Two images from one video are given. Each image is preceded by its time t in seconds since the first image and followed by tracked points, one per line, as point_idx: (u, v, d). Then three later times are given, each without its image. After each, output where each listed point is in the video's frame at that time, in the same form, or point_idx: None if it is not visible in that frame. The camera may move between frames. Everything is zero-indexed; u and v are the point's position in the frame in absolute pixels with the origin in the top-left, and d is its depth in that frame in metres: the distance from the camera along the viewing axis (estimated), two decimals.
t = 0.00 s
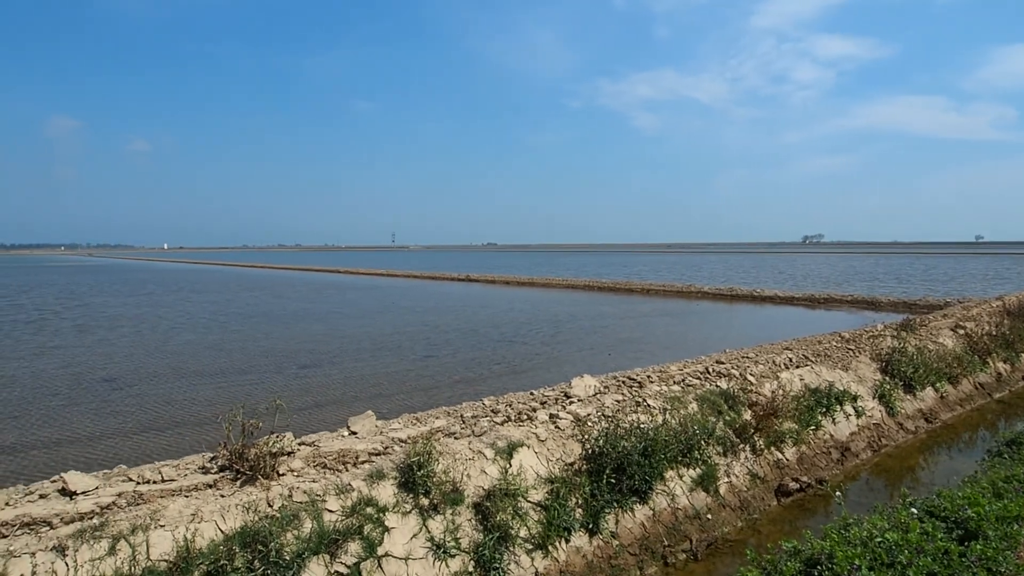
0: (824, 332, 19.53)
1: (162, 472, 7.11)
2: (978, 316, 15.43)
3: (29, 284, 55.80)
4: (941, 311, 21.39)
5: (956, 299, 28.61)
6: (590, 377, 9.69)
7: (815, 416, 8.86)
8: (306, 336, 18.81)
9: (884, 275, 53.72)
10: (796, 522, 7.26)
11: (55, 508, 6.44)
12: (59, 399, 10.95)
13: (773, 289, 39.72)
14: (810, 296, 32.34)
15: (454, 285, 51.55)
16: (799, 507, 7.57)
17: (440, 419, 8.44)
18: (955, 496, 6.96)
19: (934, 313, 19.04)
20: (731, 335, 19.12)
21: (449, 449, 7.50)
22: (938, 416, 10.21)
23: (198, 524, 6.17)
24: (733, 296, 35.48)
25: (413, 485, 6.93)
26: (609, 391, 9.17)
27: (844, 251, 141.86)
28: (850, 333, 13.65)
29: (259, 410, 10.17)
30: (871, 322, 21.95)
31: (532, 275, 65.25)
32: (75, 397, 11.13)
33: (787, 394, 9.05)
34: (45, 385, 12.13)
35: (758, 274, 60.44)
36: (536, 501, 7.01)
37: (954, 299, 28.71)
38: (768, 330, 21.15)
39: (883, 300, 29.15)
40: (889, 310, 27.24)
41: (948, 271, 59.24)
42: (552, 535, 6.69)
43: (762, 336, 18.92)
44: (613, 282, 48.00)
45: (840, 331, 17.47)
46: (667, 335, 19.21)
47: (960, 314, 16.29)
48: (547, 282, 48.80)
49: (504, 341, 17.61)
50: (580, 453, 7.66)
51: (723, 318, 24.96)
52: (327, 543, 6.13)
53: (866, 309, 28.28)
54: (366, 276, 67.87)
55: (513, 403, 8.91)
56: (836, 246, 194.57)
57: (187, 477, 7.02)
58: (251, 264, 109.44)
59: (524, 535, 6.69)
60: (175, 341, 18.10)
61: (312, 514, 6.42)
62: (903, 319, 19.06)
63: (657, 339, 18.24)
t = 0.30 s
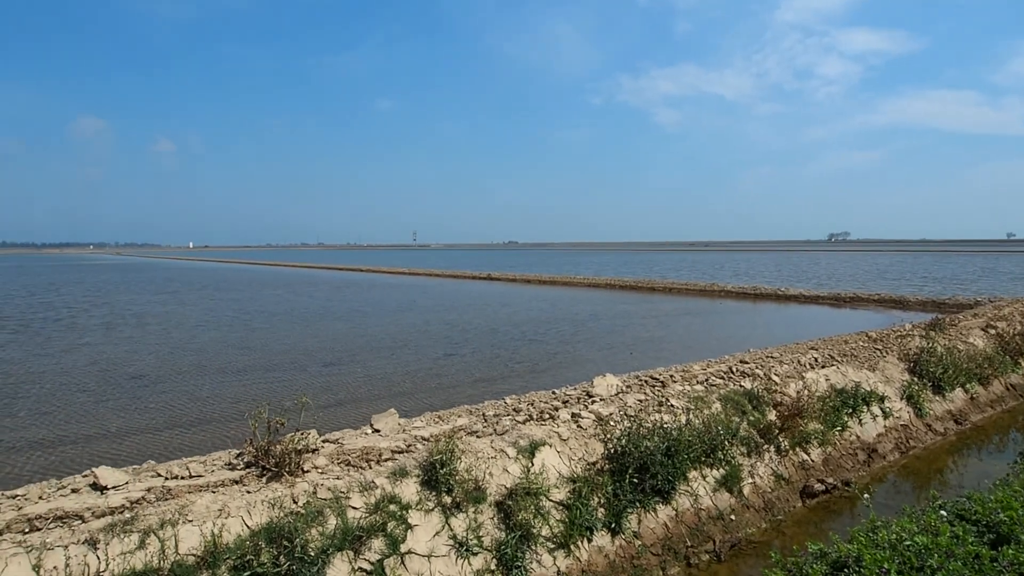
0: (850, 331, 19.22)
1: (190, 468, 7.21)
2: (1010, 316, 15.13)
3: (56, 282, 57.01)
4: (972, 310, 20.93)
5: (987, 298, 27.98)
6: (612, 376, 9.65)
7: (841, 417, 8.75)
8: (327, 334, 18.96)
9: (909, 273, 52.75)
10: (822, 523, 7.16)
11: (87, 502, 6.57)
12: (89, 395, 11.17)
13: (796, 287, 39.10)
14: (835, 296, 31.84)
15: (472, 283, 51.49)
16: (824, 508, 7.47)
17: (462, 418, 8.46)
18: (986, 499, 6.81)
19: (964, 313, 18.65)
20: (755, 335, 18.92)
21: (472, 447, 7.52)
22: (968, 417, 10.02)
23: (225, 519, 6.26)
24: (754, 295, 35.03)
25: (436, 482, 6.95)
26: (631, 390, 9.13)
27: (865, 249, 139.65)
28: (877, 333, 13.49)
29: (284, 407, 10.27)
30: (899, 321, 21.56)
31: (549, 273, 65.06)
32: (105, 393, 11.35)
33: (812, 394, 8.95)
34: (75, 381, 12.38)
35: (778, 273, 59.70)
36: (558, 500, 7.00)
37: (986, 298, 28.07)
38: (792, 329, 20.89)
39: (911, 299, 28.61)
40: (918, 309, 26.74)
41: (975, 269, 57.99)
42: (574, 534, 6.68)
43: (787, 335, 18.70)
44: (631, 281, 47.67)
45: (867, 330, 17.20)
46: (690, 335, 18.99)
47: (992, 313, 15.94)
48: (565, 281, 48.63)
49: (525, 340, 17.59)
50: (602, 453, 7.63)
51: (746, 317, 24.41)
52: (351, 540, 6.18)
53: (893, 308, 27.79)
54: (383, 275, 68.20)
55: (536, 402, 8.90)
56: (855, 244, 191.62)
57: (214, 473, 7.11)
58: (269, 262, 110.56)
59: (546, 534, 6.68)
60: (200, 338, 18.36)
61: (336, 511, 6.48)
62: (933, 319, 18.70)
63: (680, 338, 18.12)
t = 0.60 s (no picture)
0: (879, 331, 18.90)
1: (218, 464, 7.31)
2: None
3: (83, 280, 58.18)
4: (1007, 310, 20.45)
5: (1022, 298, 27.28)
6: (636, 376, 9.61)
7: (869, 417, 8.62)
8: (349, 332, 19.11)
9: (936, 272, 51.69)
10: (849, 525, 7.06)
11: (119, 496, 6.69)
12: (119, 391, 11.40)
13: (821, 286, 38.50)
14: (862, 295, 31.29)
15: (492, 282, 51.40)
16: (852, 510, 7.36)
17: (485, 416, 8.48)
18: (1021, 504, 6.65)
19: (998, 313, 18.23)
20: (781, 334, 18.69)
21: (495, 445, 7.53)
22: (1002, 419, 9.81)
23: (253, 514, 6.34)
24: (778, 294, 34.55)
25: (460, 480, 6.98)
26: (655, 390, 9.08)
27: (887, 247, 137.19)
28: (907, 333, 13.31)
29: (310, 404, 10.37)
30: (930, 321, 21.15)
31: (566, 272, 64.80)
32: (134, 389, 11.57)
33: (839, 394, 8.83)
34: (105, 377, 12.64)
35: (800, 271, 58.92)
36: (581, 499, 6.99)
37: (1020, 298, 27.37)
38: (819, 329, 20.60)
39: (941, 299, 28.04)
40: (948, 309, 26.20)
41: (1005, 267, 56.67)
42: (597, 534, 6.66)
43: (814, 335, 18.44)
44: (651, 279, 47.37)
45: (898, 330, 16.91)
46: (715, 334, 18.78)
47: None
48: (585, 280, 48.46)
49: (548, 338, 17.57)
50: (626, 452, 7.60)
51: (775, 318, 23.73)
52: (376, 537, 6.23)
53: (924, 307, 27.24)
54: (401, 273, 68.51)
55: (559, 401, 8.89)
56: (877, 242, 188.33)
57: (241, 469, 7.19)
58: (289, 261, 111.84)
59: (570, 533, 6.67)
60: (225, 336, 18.63)
61: (361, 507, 6.53)
62: (966, 318, 18.33)
63: (704, 338, 17.96)
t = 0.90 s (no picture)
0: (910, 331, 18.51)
1: (247, 460, 7.42)
2: None
3: (111, 279, 59.44)
4: None
5: None
6: (661, 375, 9.55)
7: (901, 419, 8.47)
8: (373, 331, 19.25)
9: (968, 271, 50.40)
10: (879, 529, 6.94)
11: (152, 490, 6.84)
12: (150, 387, 11.64)
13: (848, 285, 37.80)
14: (893, 295, 30.63)
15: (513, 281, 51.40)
16: (882, 514, 7.23)
17: (510, 414, 8.49)
18: None
19: None
20: (809, 334, 18.40)
21: (520, 443, 7.54)
22: None
23: (281, 509, 6.44)
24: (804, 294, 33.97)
25: (485, 478, 7.00)
26: (680, 389, 9.02)
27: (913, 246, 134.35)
28: (941, 334, 13.07)
29: (336, 402, 10.48)
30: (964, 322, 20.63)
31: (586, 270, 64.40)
32: (164, 386, 11.80)
33: (870, 396, 8.70)
34: (135, 374, 12.90)
35: (825, 270, 57.96)
36: (606, 499, 6.96)
37: None
38: (848, 329, 20.23)
39: (976, 299, 27.33)
40: (984, 309, 25.54)
41: None
42: (623, 533, 6.63)
43: (844, 335, 18.12)
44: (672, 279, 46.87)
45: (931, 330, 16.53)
46: (741, 334, 18.54)
47: None
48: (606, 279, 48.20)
49: (572, 337, 17.51)
50: (651, 452, 7.56)
51: (803, 318, 23.23)
52: (402, 533, 6.27)
53: (958, 307, 26.57)
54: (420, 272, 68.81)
55: (583, 400, 8.87)
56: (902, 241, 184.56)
57: (270, 465, 7.29)
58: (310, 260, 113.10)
59: (594, 533, 6.66)
60: (250, 334, 18.90)
61: (387, 504, 6.59)
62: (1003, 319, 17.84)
63: (730, 338, 17.76)
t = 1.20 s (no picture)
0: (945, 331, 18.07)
1: (278, 456, 7.53)
2: None
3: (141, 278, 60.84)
4: None
5: None
6: (689, 375, 9.47)
7: (936, 422, 8.31)
8: (398, 330, 19.41)
9: (1003, 271, 49.02)
10: (914, 533, 6.80)
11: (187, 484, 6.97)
12: (183, 384, 11.88)
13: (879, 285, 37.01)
14: (927, 295, 29.90)
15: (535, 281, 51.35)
16: (917, 518, 7.08)
17: (537, 413, 8.50)
18: None
19: None
20: (841, 335, 18.07)
21: (547, 443, 7.54)
22: None
23: (312, 505, 6.52)
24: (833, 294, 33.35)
25: (512, 477, 7.02)
26: (709, 390, 8.94)
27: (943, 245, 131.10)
28: (980, 335, 12.79)
29: (365, 399, 10.59)
30: (1003, 322, 20.07)
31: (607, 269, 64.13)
32: (196, 382, 12.03)
33: (904, 397, 8.55)
34: (168, 371, 13.18)
35: (852, 269, 56.86)
36: (634, 499, 6.93)
37: None
38: (882, 329, 19.82)
39: (1015, 299, 26.55)
40: None
41: None
42: (651, 534, 6.59)
43: (877, 335, 17.76)
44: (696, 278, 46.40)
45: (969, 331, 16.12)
46: (769, 334, 18.26)
47: None
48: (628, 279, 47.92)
49: (598, 337, 17.44)
50: (679, 453, 7.50)
51: (834, 318, 22.69)
52: (430, 530, 6.32)
53: (996, 307, 25.85)
54: (440, 272, 69.10)
55: (610, 399, 8.85)
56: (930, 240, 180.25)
57: (300, 461, 7.40)
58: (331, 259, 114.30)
59: (622, 532, 6.63)
60: (278, 332, 19.19)
61: (415, 501, 6.64)
62: None
63: (759, 338, 17.52)
